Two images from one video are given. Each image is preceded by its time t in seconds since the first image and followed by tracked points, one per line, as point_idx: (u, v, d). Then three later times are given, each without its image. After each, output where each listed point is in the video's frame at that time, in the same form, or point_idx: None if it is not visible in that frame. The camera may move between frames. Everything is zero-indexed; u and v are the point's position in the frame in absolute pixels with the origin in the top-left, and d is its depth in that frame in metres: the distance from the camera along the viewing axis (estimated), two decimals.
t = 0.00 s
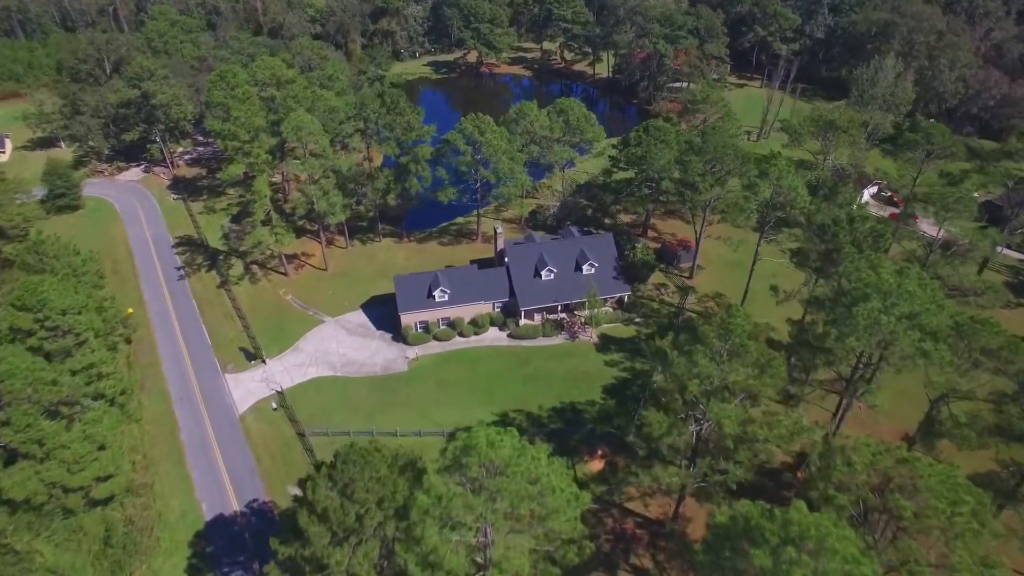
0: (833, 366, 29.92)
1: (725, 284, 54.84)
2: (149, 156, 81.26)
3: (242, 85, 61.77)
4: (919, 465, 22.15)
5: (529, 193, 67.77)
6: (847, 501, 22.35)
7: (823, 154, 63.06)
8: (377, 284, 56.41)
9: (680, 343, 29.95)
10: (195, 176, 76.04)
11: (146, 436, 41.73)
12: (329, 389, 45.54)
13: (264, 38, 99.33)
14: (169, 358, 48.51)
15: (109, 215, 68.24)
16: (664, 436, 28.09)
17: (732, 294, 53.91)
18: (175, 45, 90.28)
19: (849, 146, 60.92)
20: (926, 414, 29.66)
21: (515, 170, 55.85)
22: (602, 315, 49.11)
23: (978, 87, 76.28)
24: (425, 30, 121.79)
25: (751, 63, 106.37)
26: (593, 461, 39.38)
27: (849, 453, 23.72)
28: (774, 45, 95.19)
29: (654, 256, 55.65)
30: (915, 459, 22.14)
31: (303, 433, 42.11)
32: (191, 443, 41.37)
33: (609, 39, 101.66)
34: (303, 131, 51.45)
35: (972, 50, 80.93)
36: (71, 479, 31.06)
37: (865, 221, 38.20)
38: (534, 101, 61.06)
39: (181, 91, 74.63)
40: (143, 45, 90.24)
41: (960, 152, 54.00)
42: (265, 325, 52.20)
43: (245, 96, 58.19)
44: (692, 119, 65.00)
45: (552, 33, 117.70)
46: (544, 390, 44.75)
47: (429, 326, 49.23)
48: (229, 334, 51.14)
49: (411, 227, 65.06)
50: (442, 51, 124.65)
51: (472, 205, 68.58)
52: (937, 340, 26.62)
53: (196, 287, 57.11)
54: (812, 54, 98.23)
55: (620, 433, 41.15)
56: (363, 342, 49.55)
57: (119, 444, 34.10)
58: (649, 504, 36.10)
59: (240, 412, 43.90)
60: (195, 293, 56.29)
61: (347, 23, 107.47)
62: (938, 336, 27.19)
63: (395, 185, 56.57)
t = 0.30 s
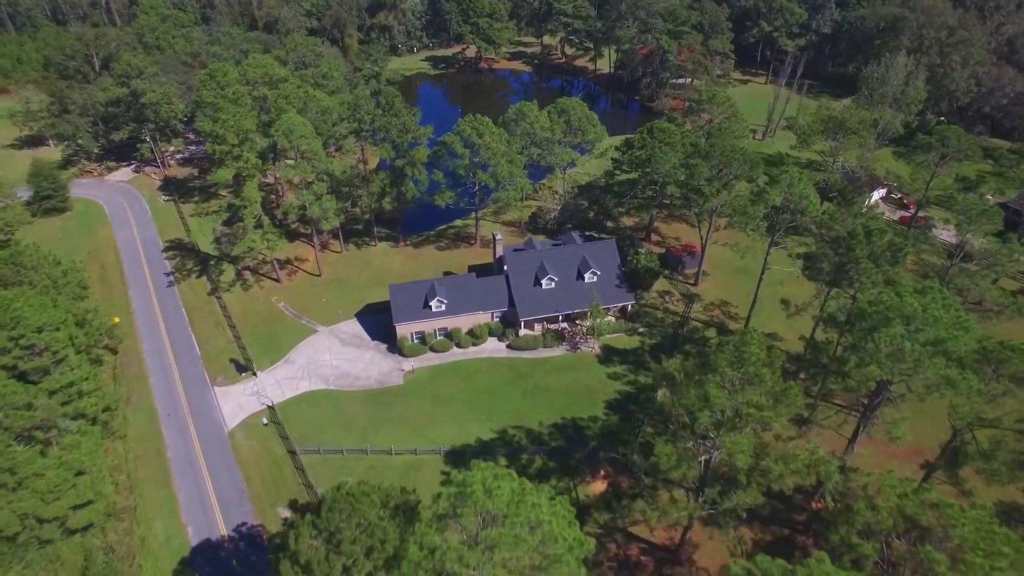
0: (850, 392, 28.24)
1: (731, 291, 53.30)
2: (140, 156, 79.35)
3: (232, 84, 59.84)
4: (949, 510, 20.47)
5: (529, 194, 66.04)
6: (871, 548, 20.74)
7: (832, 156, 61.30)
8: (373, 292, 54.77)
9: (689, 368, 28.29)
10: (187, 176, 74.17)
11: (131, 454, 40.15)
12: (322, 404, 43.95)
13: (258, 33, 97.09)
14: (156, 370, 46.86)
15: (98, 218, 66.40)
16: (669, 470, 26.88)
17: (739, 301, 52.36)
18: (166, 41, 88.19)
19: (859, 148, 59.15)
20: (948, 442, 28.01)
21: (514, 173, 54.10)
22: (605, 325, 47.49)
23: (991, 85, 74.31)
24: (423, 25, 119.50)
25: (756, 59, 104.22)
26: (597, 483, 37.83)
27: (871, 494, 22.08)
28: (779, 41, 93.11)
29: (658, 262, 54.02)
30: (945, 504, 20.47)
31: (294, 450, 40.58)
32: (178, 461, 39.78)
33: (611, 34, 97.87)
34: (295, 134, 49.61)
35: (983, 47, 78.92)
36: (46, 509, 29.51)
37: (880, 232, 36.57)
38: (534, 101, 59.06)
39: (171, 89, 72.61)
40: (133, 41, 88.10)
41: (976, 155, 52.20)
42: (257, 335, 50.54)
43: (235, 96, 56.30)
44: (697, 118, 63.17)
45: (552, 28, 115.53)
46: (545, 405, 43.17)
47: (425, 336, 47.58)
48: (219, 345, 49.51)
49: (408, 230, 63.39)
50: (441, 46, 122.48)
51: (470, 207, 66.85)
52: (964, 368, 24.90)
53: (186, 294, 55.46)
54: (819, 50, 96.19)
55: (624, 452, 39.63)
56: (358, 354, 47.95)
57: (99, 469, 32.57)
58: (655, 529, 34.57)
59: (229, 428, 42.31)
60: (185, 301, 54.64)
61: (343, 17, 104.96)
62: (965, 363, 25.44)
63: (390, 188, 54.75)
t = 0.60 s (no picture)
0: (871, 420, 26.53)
1: (737, 298, 51.76)
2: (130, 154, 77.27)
3: (222, 82, 57.75)
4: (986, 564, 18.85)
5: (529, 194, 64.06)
6: None
7: (842, 157, 59.40)
8: (368, 298, 53.03)
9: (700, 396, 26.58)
10: (178, 175, 72.14)
11: (114, 473, 38.52)
12: (314, 418, 42.25)
13: (251, 26, 94.59)
14: (142, 381, 45.11)
15: (85, 218, 64.44)
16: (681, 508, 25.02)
17: (745, 308, 50.82)
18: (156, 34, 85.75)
19: (870, 148, 57.26)
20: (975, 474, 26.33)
21: (514, 176, 52.21)
22: (608, 335, 45.77)
23: (1005, 81, 72.15)
24: (421, 17, 117.00)
25: (761, 53, 101.85)
26: (599, 505, 36.43)
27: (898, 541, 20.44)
28: (786, 34, 90.70)
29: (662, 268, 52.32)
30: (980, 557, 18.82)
31: (285, 468, 38.92)
32: (163, 480, 38.14)
33: (612, 27, 95.47)
34: (285, 137, 47.63)
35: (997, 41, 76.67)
36: (17, 542, 27.92)
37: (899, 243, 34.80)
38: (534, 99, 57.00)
39: (160, 85, 70.38)
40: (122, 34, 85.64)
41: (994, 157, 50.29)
42: (248, 344, 48.80)
43: (223, 95, 54.20)
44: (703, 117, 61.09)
45: (552, 20, 113.09)
46: (546, 420, 41.55)
47: (422, 347, 45.94)
48: (209, 354, 47.80)
49: (404, 233, 61.52)
50: (439, 39, 120.11)
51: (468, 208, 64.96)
52: (996, 399, 23.25)
53: (175, 300, 53.67)
54: (826, 43, 93.85)
55: (628, 471, 38.12)
56: (352, 365, 46.25)
57: (77, 495, 31.02)
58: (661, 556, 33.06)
59: (217, 444, 40.65)
60: (174, 307, 52.85)
61: (339, 10, 102.48)
62: (997, 394, 23.70)
63: (386, 190, 52.88)
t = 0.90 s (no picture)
0: (894, 457, 24.82)
1: (745, 306, 50.10)
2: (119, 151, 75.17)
3: (210, 81, 55.65)
4: None
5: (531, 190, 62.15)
6: None
7: (853, 158, 57.37)
8: (362, 306, 51.30)
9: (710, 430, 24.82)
10: (169, 174, 70.13)
11: (97, 495, 37.00)
12: (306, 435, 40.70)
13: (244, 18, 92.08)
14: (128, 395, 43.49)
15: (72, 221, 62.58)
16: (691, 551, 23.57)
17: (753, 317, 49.17)
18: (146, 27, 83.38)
19: (883, 150, 55.22)
20: (1006, 513, 24.63)
21: (513, 179, 50.27)
22: (612, 348, 44.05)
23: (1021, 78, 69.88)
24: (419, 9, 114.51)
25: (767, 46, 99.32)
26: (603, 531, 34.82)
27: None
28: (793, 27, 88.12)
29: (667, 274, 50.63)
30: None
31: (275, 489, 37.41)
32: (147, 503, 36.59)
33: (615, 20, 93.05)
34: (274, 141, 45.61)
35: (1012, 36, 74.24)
36: None
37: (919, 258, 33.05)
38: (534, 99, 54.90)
39: (149, 82, 68.20)
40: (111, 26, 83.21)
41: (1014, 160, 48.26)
42: (238, 355, 47.12)
43: (211, 95, 52.06)
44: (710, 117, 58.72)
45: (552, 12, 110.57)
46: (547, 438, 39.96)
47: (418, 359, 44.33)
48: (197, 366, 46.12)
49: (400, 236, 59.71)
50: (437, 31, 117.70)
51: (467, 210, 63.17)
52: None
53: (164, 307, 51.96)
54: (833, 37, 91.37)
55: (633, 494, 36.58)
56: (346, 378, 44.63)
57: (52, 526, 29.51)
58: None
59: (204, 462, 39.07)
60: (163, 315, 51.14)
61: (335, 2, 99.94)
62: None
63: (381, 194, 51.01)
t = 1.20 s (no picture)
0: (921, 498, 23.17)
1: (753, 315, 48.32)
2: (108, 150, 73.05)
3: (199, 80, 53.53)
4: None
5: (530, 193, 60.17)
6: None
7: (865, 160, 55.42)
8: (357, 315, 49.54)
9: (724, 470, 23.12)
10: (159, 174, 68.09)
11: (78, 519, 35.41)
12: (297, 454, 39.06)
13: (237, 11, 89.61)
14: (113, 411, 41.76)
15: (58, 223, 60.63)
16: None
17: (761, 327, 47.47)
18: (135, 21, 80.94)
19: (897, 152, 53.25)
20: None
21: (513, 184, 48.36)
22: (616, 362, 42.35)
23: None
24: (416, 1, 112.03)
25: (773, 40, 96.99)
26: (606, 560, 33.26)
27: None
28: (800, 21, 85.55)
29: (672, 282, 48.87)
30: None
31: (265, 512, 35.78)
32: (130, 528, 34.97)
33: (617, 14, 91.26)
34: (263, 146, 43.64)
35: None
36: None
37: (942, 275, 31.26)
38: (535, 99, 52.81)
39: (137, 79, 66.05)
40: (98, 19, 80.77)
41: None
42: (227, 367, 45.38)
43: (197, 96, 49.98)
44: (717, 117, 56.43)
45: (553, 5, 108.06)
46: (549, 458, 38.35)
47: (414, 373, 42.67)
48: (185, 378, 44.39)
49: (396, 240, 57.88)
50: (436, 24, 115.25)
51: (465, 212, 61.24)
52: None
53: (152, 315, 50.17)
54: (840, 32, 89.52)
55: (638, 518, 35.01)
56: (339, 393, 42.97)
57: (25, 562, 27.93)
58: None
59: (190, 483, 37.43)
60: (150, 323, 49.36)
61: None
62: None
63: (376, 200, 49.18)
